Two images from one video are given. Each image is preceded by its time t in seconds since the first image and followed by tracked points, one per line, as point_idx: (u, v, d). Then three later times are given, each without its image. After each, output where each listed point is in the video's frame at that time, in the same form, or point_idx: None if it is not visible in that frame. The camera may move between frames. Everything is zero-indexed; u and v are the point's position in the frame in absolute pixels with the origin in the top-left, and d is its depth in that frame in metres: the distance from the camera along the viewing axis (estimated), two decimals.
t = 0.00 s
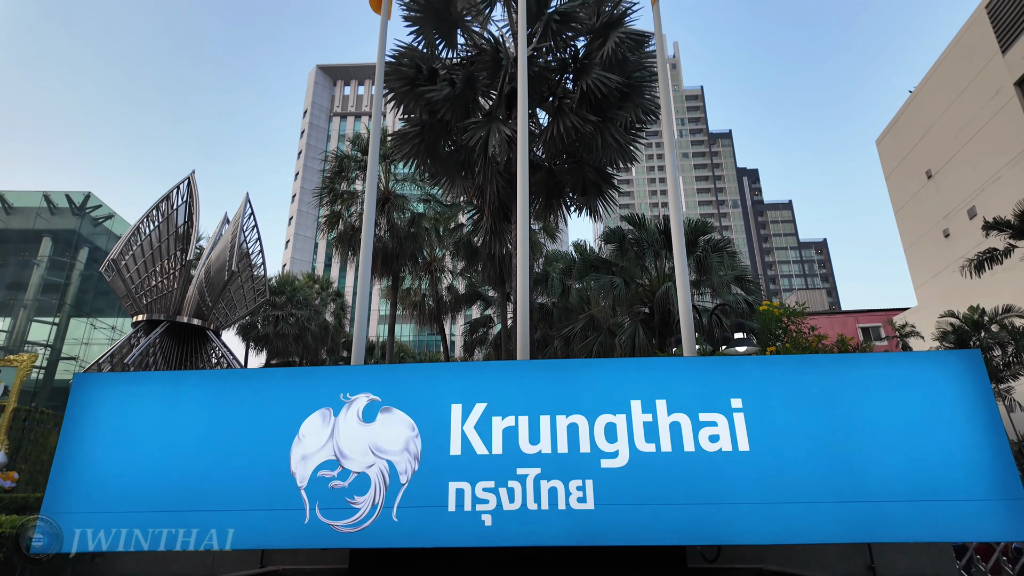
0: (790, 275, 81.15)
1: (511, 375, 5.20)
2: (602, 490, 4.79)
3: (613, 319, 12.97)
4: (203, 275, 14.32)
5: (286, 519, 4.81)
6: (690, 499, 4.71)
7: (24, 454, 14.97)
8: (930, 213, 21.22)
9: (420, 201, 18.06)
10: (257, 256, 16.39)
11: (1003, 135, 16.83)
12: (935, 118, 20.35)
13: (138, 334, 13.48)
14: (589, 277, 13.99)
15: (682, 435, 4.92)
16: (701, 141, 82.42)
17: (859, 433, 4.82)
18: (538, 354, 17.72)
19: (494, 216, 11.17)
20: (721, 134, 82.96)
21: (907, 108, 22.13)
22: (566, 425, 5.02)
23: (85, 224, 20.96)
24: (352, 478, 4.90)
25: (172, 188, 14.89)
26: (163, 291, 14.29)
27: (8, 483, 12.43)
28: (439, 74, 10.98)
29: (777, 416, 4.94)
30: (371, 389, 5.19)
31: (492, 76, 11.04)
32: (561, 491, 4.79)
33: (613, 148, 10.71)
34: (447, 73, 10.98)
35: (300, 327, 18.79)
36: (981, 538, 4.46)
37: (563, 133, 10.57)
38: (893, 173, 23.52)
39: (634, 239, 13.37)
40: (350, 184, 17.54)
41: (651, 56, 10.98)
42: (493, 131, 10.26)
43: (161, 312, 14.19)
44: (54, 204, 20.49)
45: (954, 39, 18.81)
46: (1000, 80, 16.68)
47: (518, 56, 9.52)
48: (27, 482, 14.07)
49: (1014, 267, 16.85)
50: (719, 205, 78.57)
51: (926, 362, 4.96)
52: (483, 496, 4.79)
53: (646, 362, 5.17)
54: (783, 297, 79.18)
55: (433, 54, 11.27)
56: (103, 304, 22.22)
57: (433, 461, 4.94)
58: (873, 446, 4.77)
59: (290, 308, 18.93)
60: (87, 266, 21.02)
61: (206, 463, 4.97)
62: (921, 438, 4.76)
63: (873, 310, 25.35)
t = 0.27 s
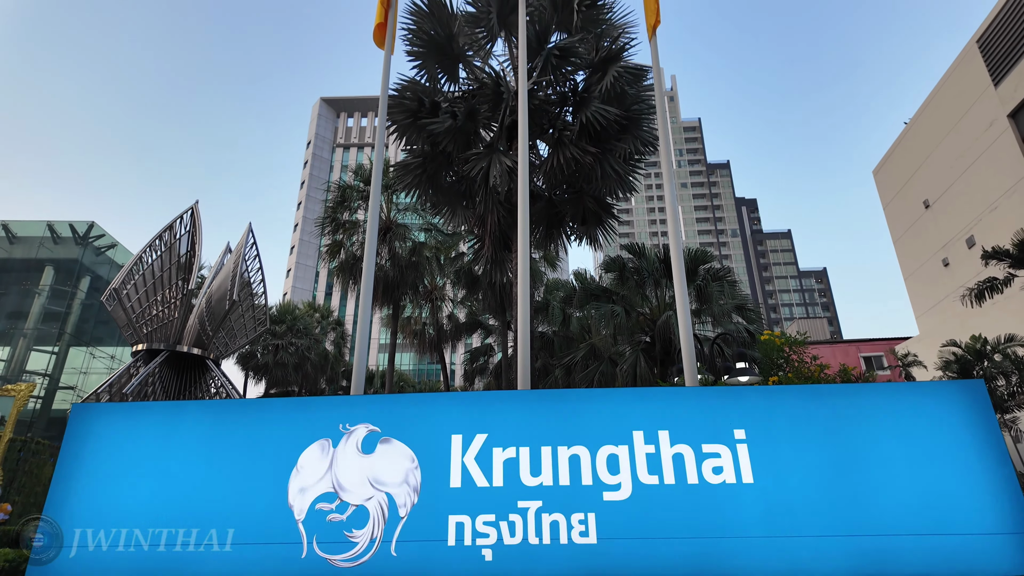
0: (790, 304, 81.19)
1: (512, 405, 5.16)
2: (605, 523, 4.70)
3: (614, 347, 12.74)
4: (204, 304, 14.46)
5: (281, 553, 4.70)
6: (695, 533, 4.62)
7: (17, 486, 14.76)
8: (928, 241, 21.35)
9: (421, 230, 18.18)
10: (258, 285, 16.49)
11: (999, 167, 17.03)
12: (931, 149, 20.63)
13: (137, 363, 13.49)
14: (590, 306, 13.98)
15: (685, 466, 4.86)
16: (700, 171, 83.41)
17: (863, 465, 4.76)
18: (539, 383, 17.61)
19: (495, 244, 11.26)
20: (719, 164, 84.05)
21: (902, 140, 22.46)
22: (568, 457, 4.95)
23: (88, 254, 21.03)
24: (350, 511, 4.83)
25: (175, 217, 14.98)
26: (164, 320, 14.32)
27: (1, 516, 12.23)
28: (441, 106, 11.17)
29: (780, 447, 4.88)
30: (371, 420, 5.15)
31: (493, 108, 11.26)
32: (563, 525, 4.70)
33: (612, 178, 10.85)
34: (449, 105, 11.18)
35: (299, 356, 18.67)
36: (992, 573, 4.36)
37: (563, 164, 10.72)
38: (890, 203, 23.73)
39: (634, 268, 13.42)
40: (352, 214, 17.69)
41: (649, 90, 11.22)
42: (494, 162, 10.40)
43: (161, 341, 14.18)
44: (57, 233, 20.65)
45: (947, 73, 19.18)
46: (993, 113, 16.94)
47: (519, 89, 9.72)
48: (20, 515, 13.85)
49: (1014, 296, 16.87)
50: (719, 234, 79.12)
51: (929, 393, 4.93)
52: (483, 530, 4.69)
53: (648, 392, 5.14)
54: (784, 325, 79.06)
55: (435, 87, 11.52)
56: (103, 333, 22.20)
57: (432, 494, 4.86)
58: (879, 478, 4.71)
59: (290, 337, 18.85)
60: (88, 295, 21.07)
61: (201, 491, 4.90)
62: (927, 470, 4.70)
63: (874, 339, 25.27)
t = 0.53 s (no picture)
0: (792, 329, 81.00)
1: (512, 433, 5.11)
2: (607, 554, 4.61)
3: (615, 373, 12.78)
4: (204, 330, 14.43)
5: None
6: (699, 564, 4.53)
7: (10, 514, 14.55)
8: (928, 266, 21.40)
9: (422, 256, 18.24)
10: (258, 310, 16.44)
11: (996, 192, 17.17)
12: (928, 176, 20.82)
13: (135, 390, 13.43)
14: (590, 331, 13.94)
15: (688, 495, 4.80)
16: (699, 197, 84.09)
17: (869, 494, 4.69)
18: (539, 409, 17.45)
19: (495, 270, 11.31)
20: (717, 190, 84.81)
21: (899, 167, 22.70)
22: (569, 485, 4.89)
23: (90, 278, 21.07)
24: (348, 541, 4.76)
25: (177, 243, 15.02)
26: (163, 346, 14.30)
27: None
28: (442, 134, 11.34)
29: (784, 476, 4.82)
30: (371, 447, 5.10)
31: (494, 136, 11.41)
32: (565, 556, 4.61)
33: (611, 204, 10.94)
34: (451, 133, 11.35)
35: (298, 382, 18.54)
36: None
37: (563, 191, 10.83)
38: (889, 228, 23.86)
39: (634, 293, 13.41)
40: (353, 240, 17.78)
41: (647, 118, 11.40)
42: (495, 188, 10.50)
43: (160, 366, 14.13)
44: (60, 259, 20.75)
45: (941, 101, 19.49)
46: (988, 140, 17.14)
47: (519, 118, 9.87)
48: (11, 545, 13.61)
49: (1015, 321, 16.83)
50: (718, 259, 79.41)
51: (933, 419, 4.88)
52: (483, 561, 4.60)
53: (650, 418, 5.10)
54: (786, 351, 78.72)
55: (437, 116, 11.72)
56: (102, 358, 22.13)
57: (432, 524, 4.78)
58: (885, 507, 4.64)
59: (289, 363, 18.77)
60: (88, 320, 21.06)
61: (197, 516, 4.84)
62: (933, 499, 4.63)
63: (877, 365, 25.11)
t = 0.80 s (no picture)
0: (793, 354, 80.68)
1: (512, 460, 5.06)
2: None
3: (616, 399, 12.75)
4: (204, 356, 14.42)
5: None
6: None
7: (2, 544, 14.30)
8: (928, 291, 21.44)
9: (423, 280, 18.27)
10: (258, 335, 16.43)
11: (994, 218, 17.29)
12: (926, 201, 21.00)
13: (134, 416, 13.38)
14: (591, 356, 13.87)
15: (691, 524, 4.73)
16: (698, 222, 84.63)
17: (875, 522, 4.62)
18: (540, 436, 17.29)
19: (495, 294, 11.33)
20: (716, 216, 85.43)
21: (897, 192, 22.91)
22: (571, 514, 4.82)
23: (90, 303, 21.08)
24: (345, 571, 4.69)
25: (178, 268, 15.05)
26: (163, 372, 14.25)
27: None
28: (444, 161, 11.50)
29: (787, 503, 4.75)
30: (369, 475, 5.04)
31: (494, 162, 11.54)
32: None
33: (611, 229, 11.02)
34: (452, 160, 11.49)
35: (297, 408, 18.37)
36: None
37: (563, 216, 10.93)
38: (889, 253, 23.97)
39: (635, 317, 13.41)
40: (354, 265, 17.83)
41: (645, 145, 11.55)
42: (495, 214, 10.59)
43: (159, 392, 14.06)
44: (61, 284, 20.80)
45: (936, 128, 19.76)
46: (985, 166, 17.33)
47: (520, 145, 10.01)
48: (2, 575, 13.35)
49: (1017, 346, 16.78)
50: (718, 284, 79.57)
51: (937, 445, 4.84)
52: None
53: (651, 445, 5.05)
54: (788, 376, 78.30)
55: (438, 143, 11.89)
56: (100, 384, 22.02)
57: (431, 554, 4.70)
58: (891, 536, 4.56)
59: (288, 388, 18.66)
60: (87, 345, 21.03)
61: (193, 544, 4.79)
62: (939, 528, 4.57)
63: (880, 390, 24.92)
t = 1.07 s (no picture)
0: (796, 381, 80.08)
1: (513, 488, 5.00)
2: None
3: (618, 427, 12.64)
4: (203, 383, 14.41)
5: None
6: None
7: None
8: (930, 317, 21.39)
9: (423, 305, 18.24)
10: (258, 361, 16.35)
11: (993, 244, 17.34)
12: (925, 227, 21.09)
13: (130, 444, 13.24)
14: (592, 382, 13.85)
15: (695, 555, 4.64)
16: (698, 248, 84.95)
17: (884, 554, 4.53)
18: (541, 464, 17.03)
19: (496, 320, 11.33)
20: (716, 242, 85.82)
21: (896, 218, 23.03)
22: (572, 544, 4.73)
23: (90, 329, 21.04)
24: None
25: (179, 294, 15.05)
26: (161, 398, 14.13)
27: None
28: (445, 188, 11.63)
29: (792, 534, 4.67)
30: (367, 504, 4.97)
31: (495, 189, 11.66)
32: None
33: (611, 255, 11.06)
34: (453, 187, 11.61)
35: (296, 436, 18.15)
36: None
37: (563, 242, 10.99)
38: (889, 279, 24.00)
39: (636, 343, 13.37)
40: (355, 290, 17.85)
41: (644, 172, 11.68)
42: (496, 240, 10.65)
43: (157, 420, 13.91)
44: (62, 309, 20.80)
45: (933, 155, 19.96)
46: (982, 193, 17.46)
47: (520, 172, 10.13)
48: None
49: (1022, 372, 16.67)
50: (719, 310, 79.47)
51: (943, 474, 4.78)
52: None
53: (653, 473, 5.00)
54: (791, 403, 77.57)
55: (439, 170, 12.04)
56: (98, 411, 21.86)
57: None
58: (901, 569, 4.46)
59: (287, 416, 18.49)
60: (86, 372, 20.94)
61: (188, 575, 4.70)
62: (948, 560, 4.48)
63: (884, 418, 24.65)
